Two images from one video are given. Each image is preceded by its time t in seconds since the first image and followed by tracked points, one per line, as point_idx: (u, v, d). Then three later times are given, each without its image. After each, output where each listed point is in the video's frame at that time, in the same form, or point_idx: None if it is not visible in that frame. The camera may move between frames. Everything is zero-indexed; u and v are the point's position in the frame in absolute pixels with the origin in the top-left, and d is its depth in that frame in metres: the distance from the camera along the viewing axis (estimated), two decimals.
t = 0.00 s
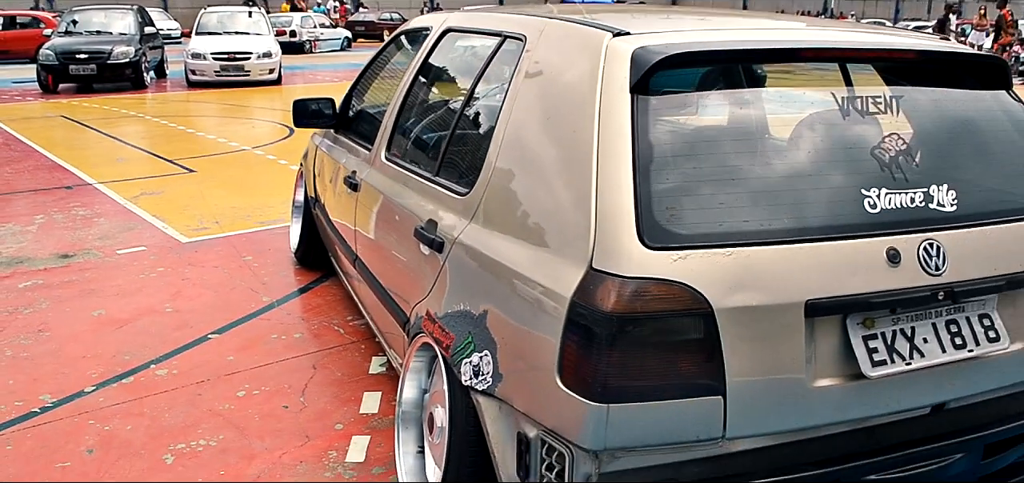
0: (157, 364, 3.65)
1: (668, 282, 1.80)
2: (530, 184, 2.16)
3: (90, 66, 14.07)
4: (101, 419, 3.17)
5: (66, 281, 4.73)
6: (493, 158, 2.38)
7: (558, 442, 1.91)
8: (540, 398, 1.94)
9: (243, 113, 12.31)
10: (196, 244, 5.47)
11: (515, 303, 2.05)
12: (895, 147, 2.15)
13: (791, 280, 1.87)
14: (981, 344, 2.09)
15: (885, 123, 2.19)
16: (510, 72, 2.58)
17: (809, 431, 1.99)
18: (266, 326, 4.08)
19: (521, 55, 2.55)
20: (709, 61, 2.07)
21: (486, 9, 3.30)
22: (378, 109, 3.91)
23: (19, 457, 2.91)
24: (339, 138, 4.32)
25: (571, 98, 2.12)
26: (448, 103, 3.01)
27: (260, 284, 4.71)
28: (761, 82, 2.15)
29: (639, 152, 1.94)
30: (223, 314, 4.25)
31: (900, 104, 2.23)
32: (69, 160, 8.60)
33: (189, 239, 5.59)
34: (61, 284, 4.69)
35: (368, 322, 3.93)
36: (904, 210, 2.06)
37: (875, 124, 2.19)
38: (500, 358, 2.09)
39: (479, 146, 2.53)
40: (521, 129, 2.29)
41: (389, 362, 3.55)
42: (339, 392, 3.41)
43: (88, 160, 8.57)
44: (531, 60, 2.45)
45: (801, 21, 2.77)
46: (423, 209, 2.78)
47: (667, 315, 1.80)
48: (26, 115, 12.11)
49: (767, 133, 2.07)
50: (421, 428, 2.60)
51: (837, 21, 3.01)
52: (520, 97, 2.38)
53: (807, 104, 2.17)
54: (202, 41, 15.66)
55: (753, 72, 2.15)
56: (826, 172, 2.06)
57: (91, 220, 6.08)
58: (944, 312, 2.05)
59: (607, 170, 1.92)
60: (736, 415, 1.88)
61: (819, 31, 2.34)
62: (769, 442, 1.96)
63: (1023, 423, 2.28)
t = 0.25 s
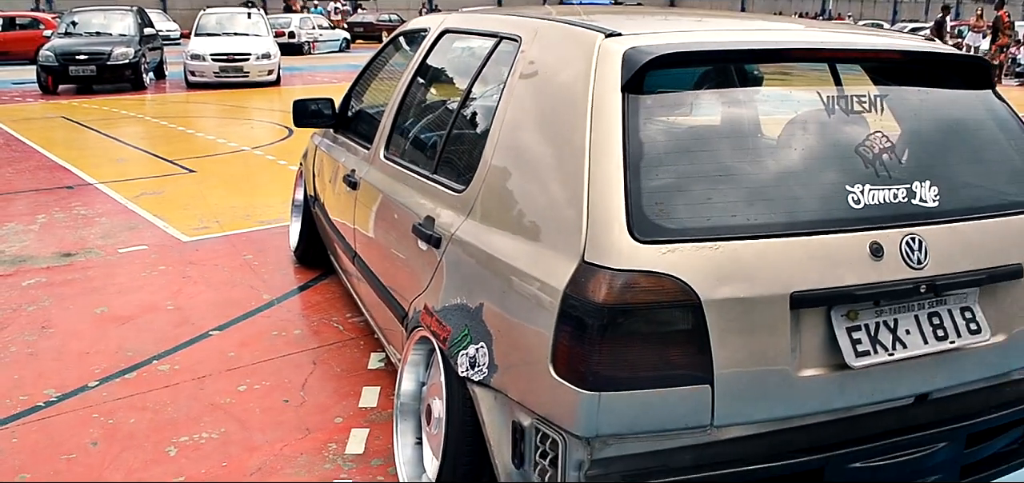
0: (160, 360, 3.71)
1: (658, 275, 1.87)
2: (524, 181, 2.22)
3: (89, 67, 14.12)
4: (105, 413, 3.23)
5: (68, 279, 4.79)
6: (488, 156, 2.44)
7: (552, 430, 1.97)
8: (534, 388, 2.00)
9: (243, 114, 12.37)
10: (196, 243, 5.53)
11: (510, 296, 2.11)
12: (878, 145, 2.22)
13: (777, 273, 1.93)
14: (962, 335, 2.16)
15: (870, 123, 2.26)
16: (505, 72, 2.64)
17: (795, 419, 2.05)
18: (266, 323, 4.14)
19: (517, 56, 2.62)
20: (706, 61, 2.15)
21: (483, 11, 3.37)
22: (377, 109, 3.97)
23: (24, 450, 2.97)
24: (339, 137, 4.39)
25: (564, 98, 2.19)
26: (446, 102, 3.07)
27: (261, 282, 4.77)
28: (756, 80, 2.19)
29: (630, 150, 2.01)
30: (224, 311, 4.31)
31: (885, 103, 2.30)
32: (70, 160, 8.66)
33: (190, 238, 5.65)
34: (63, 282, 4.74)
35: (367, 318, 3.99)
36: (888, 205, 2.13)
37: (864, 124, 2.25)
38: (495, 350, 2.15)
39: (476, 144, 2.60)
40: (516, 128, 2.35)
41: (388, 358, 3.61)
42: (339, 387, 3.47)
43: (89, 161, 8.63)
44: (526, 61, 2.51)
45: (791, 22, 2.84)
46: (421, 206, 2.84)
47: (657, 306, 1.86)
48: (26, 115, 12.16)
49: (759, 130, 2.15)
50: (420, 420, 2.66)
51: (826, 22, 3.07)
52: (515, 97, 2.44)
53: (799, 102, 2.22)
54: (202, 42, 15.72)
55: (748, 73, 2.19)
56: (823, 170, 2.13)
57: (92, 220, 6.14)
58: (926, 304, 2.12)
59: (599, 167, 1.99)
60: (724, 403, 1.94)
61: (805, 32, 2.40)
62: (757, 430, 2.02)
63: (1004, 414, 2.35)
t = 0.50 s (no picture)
0: (160, 355, 3.77)
1: (647, 266, 1.94)
2: (517, 177, 2.30)
3: (86, 69, 14.17)
4: (107, 405, 3.29)
5: (68, 277, 4.85)
6: (483, 153, 2.52)
7: (544, 416, 2.05)
8: (527, 376, 2.07)
9: (240, 115, 12.43)
10: (195, 242, 5.59)
11: (504, 288, 2.18)
12: (859, 142, 2.30)
13: (760, 265, 2.01)
14: (942, 326, 2.24)
15: (851, 121, 2.34)
16: (499, 72, 2.72)
17: (779, 407, 2.13)
18: (265, 319, 4.21)
19: (511, 57, 2.70)
20: (694, 62, 2.24)
21: (478, 13, 3.44)
22: (373, 109, 4.04)
23: (28, 441, 3.03)
24: (337, 136, 4.45)
25: (556, 97, 2.26)
26: (441, 101, 3.15)
27: (259, 279, 4.83)
28: (751, 81, 2.29)
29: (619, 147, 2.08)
30: (223, 307, 4.37)
31: (867, 102, 2.38)
32: (68, 161, 8.72)
33: (188, 237, 5.72)
34: (63, 279, 4.80)
35: (364, 315, 4.06)
36: (869, 200, 2.20)
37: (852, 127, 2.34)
38: (490, 340, 2.22)
39: (470, 142, 2.68)
40: (509, 126, 2.43)
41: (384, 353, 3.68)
42: (337, 381, 3.53)
43: (87, 161, 8.69)
44: (520, 62, 2.59)
45: (779, 24, 2.92)
46: (418, 203, 2.92)
47: (644, 296, 1.93)
48: (24, 117, 12.21)
49: (750, 130, 2.23)
50: (416, 410, 2.73)
51: (814, 24, 3.15)
52: (509, 96, 2.52)
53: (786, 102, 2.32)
54: (199, 44, 15.78)
55: (739, 74, 2.30)
56: (809, 170, 2.21)
57: (92, 219, 6.20)
58: (906, 296, 2.19)
59: (589, 162, 2.06)
60: (710, 392, 2.02)
61: (790, 35, 2.48)
62: (742, 417, 2.09)
63: (984, 404, 2.42)
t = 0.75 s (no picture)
0: (156, 350, 3.83)
1: (633, 257, 2.02)
2: (507, 172, 2.38)
3: (78, 69, 14.18)
4: (104, 399, 3.35)
5: (63, 274, 4.90)
6: (475, 150, 2.60)
7: (533, 402, 2.14)
8: (517, 364, 2.16)
9: (232, 116, 12.47)
10: (189, 240, 5.65)
11: (494, 278, 2.26)
12: (835, 140, 2.39)
13: (741, 256, 2.09)
14: (915, 315, 2.33)
15: (829, 118, 2.43)
16: (491, 72, 2.80)
17: (759, 393, 2.22)
18: (259, 315, 4.27)
19: (502, 56, 2.78)
20: (680, 61, 2.34)
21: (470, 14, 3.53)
22: (367, 109, 4.11)
23: (27, 433, 3.09)
24: (331, 135, 4.52)
25: (546, 95, 2.35)
26: (434, 99, 3.23)
27: (253, 276, 4.90)
28: (740, 82, 2.41)
29: (605, 142, 2.17)
30: (218, 304, 4.43)
31: (845, 101, 2.48)
32: (61, 160, 8.76)
33: (183, 236, 5.77)
34: (58, 277, 4.85)
35: (357, 310, 4.14)
36: (846, 194, 2.29)
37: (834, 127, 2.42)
38: (481, 330, 2.30)
39: (463, 139, 2.76)
40: (500, 123, 2.51)
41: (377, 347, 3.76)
42: (330, 374, 3.60)
43: (79, 161, 8.73)
44: (510, 62, 2.68)
45: (762, 25, 3.01)
46: (411, 199, 2.99)
47: (629, 285, 2.01)
48: (15, 116, 12.22)
49: (735, 130, 2.33)
50: (409, 400, 2.80)
51: (796, 26, 3.24)
52: (500, 95, 2.60)
53: (770, 103, 2.40)
54: (191, 44, 15.80)
55: (724, 73, 2.42)
56: (794, 169, 2.29)
57: (86, 217, 6.24)
58: (881, 287, 2.29)
59: (577, 157, 2.15)
60: (692, 377, 2.11)
61: (771, 36, 2.57)
62: (723, 402, 2.19)
63: (957, 392, 2.52)
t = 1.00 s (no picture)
0: (153, 345, 3.90)
1: (619, 249, 2.11)
2: (498, 168, 2.46)
3: (70, 69, 14.19)
4: (104, 392, 3.41)
5: (60, 272, 4.96)
6: (467, 147, 2.69)
7: (523, 388, 2.22)
8: (508, 353, 2.24)
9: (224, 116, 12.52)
10: (184, 238, 5.71)
11: (486, 270, 2.35)
12: (814, 138, 2.48)
13: (722, 247, 2.18)
14: (891, 305, 2.43)
15: (807, 116, 2.53)
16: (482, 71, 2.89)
17: (740, 380, 2.31)
18: (255, 311, 4.34)
19: (493, 56, 2.87)
20: (668, 61, 2.44)
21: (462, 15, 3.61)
22: (361, 108, 4.19)
23: (28, 425, 3.15)
24: (325, 134, 4.60)
25: (535, 94, 2.44)
26: (427, 98, 3.31)
27: (249, 274, 4.97)
28: (729, 83, 2.48)
29: (592, 139, 2.26)
30: (214, 300, 4.50)
31: (823, 98, 2.57)
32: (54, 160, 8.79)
33: (178, 234, 5.83)
34: (55, 274, 4.91)
35: (351, 306, 4.22)
36: (824, 189, 2.39)
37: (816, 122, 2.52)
38: (473, 320, 2.39)
39: (455, 137, 2.84)
40: (491, 121, 2.60)
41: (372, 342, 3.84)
42: (326, 368, 3.68)
43: (73, 161, 8.77)
44: (501, 61, 2.76)
45: (745, 27, 3.10)
46: (405, 195, 3.08)
47: (615, 275, 2.11)
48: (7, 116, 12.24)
49: (721, 129, 2.41)
50: (403, 390, 2.88)
51: (780, 27, 3.34)
52: (491, 93, 2.69)
53: (755, 104, 2.49)
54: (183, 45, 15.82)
55: (710, 73, 2.50)
56: (775, 165, 2.39)
57: (81, 217, 6.29)
58: (858, 278, 2.39)
59: (565, 153, 2.23)
60: (676, 365, 2.20)
61: (753, 37, 2.66)
62: (707, 389, 2.27)
63: (933, 380, 2.60)
